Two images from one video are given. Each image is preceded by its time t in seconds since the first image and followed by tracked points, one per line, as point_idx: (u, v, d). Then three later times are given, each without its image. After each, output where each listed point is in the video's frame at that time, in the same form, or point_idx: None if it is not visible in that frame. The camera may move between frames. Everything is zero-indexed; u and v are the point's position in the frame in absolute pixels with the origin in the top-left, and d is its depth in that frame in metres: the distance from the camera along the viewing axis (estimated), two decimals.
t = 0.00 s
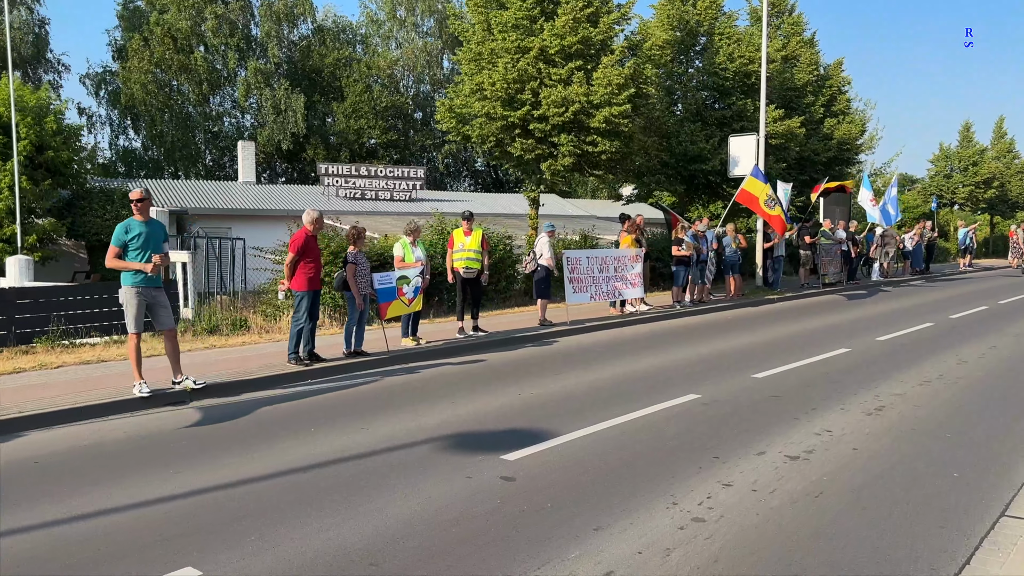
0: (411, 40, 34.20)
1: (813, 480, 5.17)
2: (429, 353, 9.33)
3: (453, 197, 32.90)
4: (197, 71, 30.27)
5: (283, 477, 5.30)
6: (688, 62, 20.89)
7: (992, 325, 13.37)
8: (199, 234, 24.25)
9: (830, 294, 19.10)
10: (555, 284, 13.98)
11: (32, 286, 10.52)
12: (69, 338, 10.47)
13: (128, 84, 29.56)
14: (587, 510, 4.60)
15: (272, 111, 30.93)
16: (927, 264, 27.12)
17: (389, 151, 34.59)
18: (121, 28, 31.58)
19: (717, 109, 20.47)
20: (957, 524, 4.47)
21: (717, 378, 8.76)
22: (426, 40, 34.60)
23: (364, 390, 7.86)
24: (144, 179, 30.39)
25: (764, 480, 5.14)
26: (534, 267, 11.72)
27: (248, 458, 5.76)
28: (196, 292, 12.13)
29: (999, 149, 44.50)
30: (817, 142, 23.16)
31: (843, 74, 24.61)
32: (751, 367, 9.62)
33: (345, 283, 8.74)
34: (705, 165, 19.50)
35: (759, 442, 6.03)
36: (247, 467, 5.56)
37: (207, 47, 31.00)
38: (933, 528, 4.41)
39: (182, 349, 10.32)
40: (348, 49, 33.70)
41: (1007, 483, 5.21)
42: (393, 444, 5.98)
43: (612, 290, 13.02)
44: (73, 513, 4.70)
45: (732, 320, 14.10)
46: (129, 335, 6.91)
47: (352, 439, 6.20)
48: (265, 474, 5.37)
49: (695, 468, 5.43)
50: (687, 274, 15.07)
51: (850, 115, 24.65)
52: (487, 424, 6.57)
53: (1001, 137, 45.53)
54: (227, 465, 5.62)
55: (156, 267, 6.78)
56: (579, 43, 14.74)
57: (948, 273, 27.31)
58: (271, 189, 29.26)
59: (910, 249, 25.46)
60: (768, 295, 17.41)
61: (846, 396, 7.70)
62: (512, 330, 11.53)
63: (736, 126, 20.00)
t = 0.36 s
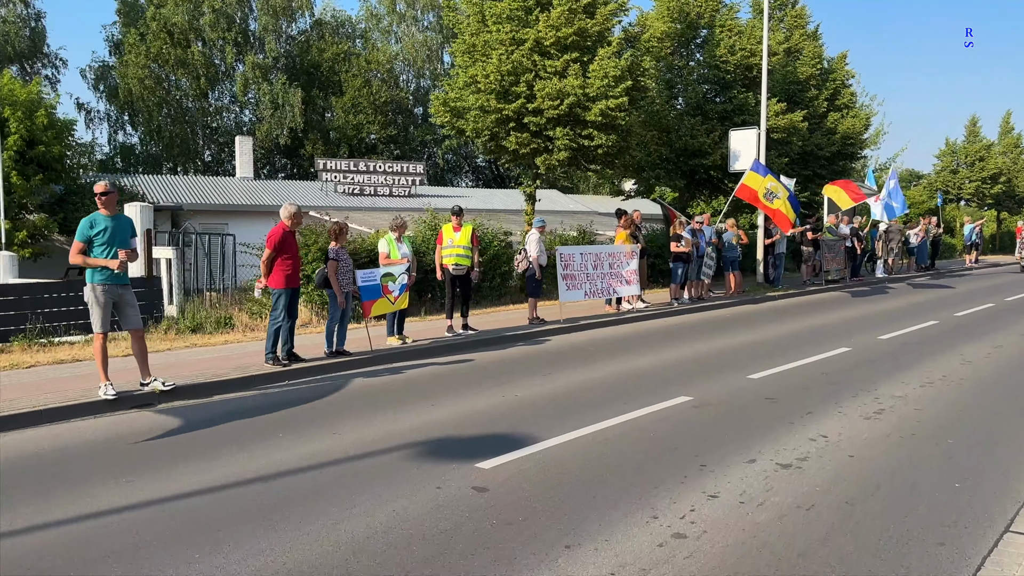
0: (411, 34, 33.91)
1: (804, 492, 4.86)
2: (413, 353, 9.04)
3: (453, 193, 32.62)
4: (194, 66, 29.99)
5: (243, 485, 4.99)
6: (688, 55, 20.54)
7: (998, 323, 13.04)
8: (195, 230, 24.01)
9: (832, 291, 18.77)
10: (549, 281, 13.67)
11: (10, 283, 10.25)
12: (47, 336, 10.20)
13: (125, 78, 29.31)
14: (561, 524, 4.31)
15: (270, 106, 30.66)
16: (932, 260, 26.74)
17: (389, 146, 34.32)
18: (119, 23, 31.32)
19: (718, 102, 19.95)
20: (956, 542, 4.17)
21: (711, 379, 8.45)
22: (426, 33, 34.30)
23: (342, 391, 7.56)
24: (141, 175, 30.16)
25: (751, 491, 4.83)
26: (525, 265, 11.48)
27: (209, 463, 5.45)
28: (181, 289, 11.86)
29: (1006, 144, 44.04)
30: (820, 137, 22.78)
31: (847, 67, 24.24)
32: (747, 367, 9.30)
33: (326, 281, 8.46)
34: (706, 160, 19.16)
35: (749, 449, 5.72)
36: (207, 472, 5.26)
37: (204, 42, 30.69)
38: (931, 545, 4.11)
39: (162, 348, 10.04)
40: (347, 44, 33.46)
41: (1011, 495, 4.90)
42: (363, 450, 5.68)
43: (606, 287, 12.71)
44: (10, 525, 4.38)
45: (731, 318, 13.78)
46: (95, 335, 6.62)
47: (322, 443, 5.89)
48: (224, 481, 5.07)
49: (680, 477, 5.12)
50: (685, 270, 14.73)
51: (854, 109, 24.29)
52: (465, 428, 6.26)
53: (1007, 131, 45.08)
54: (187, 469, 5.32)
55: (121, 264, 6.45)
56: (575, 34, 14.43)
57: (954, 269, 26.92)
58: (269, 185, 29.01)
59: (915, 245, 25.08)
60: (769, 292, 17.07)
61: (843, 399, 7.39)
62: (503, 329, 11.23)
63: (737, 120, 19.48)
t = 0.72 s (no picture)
0: (413, 31, 33.68)
1: (794, 509, 4.57)
2: (399, 357, 8.77)
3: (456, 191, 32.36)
4: (195, 64, 29.76)
5: (203, 498, 4.73)
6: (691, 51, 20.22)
7: (1007, 324, 12.68)
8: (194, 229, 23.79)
9: (837, 290, 18.41)
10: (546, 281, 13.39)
11: None
12: (30, 337, 9.97)
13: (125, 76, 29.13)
14: (533, 545, 4.03)
15: (272, 104, 30.45)
16: (941, 259, 26.31)
17: (391, 143, 34.05)
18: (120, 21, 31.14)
19: (722, 99, 19.64)
20: (954, 566, 3.87)
21: (707, 384, 8.16)
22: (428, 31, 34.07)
23: (322, 396, 7.29)
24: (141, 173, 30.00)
25: (739, 509, 4.54)
26: (518, 267, 11.29)
27: (174, 474, 5.19)
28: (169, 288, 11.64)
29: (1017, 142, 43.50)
30: (826, 133, 22.40)
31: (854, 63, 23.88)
32: (746, 370, 8.99)
33: (309, 282, 8.20)
34: (709, 158, 18.84)
35: (740, 461, 5.43)
36: (168, 483, 5.00)
37: (206, 39, 30.46)
38: (927, 571, 3.81)
39: (145, 350, 9.79)
40: (349, 41, 33.24)
41: (1015, 511, 4.61)
42: (334, 460, 5.41)
43: (603, 288, 12.41)
44: None
45: (732, 319, 13.46)
46: (62, 339, 6.37)
47: (294, 452, 5.64)
48: (184, 494, 4.80)
49: (664, 492, 4.83)
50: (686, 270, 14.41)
51: (861, 105, 23.93)
52: (444, 437, 5.99)
53: (1017, 129, 44.56)
54: (149, 480, 5.06)
55: (88, 265, 6.22)
56: (573, 29, 14.15)
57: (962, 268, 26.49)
58: (270, 183, 28.79)
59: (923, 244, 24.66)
60: (773, 293, 16.74)
61: (843, 406, 7.08)
62: (496, 331, 10.95)
63: (741, 116, 19.16)
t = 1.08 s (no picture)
0: (417, 29, 33.50)
1: (780, 528, 4.30)
2: (384, 360, 8.53)
3: (459, 190, 32.16)
4: (196, 62, 29.63)
5: (158, 512, 4.49)
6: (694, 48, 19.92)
7: (1016, 326, 12.35)
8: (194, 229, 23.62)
9: (843, 291, 18.08)
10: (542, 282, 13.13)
11: None
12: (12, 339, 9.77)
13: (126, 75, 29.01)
14: (497, 569, 3.76)
15: (273, 103, 30.30)
16: (950, 259, 25.91)
17: (395, 142, 33.86)
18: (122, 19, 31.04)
19: (726, 96, 19.36)
20: None
21: (699, 390, 7.86)
22: (432, 29, 33.90)
23: (299, 402, 7.06)
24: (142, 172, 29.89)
25: (721, 528, 4.27)
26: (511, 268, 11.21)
27: (133, 485, 4.96)
28: (156, 291, 11.43)
29: None
30: (833, 131, 22.06)
31: (862, 60, 23.55)
32: (743, 375, 8.71)
33: (292, 283, 7.97)
34: (712, 156, 18.54)
35: (728, 474, 5.16)
36: (126, 494, 4.76)
37: (207, 38, 30.27)
38: None
39: (128, 352, 9.57)
40: (352, 39, 33.04)
41: (1017, 531, 4.31)
42: (301, 471, 5.17)
43: (600, 290, 12.13)
44: None
45: (734, 321, 13.16)
46: (28, 343, 6.14)
47: (261, 461, 5.40)
48: (139, 508, 4.56)
49: (644, 508, 4.56)
50: (686, 270, 14.11)
51: (869, 103, 23.59)
52: (420, 447, 5.74)
53: None
54: (106, 491, 4.83)
55: (54, 267, 6.00)
56: (571, 24, 13.90)
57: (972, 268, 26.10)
58: (271, 183, 28.63)
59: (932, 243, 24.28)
60: (777, 293, 16.42)
61: (841, 414, 6.79)
62: (488, 333, 10.71)
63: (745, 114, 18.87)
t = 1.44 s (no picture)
0: (421, 25, 33.32)
1: (769, 541, 4.03)
2: (370, 360, 8.28)
3: (463, 187, 31.96)
4: (198, 58, 29.47)
5: (112, 522, 4.26)
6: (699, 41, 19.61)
7: None
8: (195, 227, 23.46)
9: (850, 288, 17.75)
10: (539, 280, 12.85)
11: None
12: None
13: (128, 71, 28.88)
14: None
15: (276, 99, 30.14)
16: (960, 256, 25.53)
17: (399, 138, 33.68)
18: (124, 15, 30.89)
19: (730, 91, 19.04)
20: None
21: (693, 392, 7.58)
22: (437, 24, 33.72)
23: (277, 404, 6.81)
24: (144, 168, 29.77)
25: (705, 542, 4.00)
26: (505, 265, 10.96)
27: (92, 491, 4.73)
28: (145, 287, 11.22)
29: None
30: (841, 126, 21.72)
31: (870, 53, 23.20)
32: (741, 375, 8.42)
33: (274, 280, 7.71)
34: (717, 151, 18.23)
35: (716, 481, 4.89)
36: (82, 503, 4.53)
37: (208, 33, 30.00)
38: None
39: (112, 351, 9.35)
40: (356, 34, 32.85)
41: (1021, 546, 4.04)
42: (267, 477, 4.91)
43: (598, 287, 11.83)
44: None
45: (736, 319, 12.86)
46: None
47: (227, 467, 5.15)
48: (92, 517, 4.33)
49: (624, 520, 4.28)
50: (688, 267, 13.80)
51: (878, 98, 23.23)
52: (395, 451, 5.48)
53: None
54: (62, 499, 4.60)
55: (18, 262, 5.77)
56: (570, 16, 13.63)
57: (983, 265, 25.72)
58: (274, 179, 28.47)
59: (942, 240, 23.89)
60: (782, 291, 16.10)
61: (840, 418, 6.49)
62: (482, 332, 10.45)
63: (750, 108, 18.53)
